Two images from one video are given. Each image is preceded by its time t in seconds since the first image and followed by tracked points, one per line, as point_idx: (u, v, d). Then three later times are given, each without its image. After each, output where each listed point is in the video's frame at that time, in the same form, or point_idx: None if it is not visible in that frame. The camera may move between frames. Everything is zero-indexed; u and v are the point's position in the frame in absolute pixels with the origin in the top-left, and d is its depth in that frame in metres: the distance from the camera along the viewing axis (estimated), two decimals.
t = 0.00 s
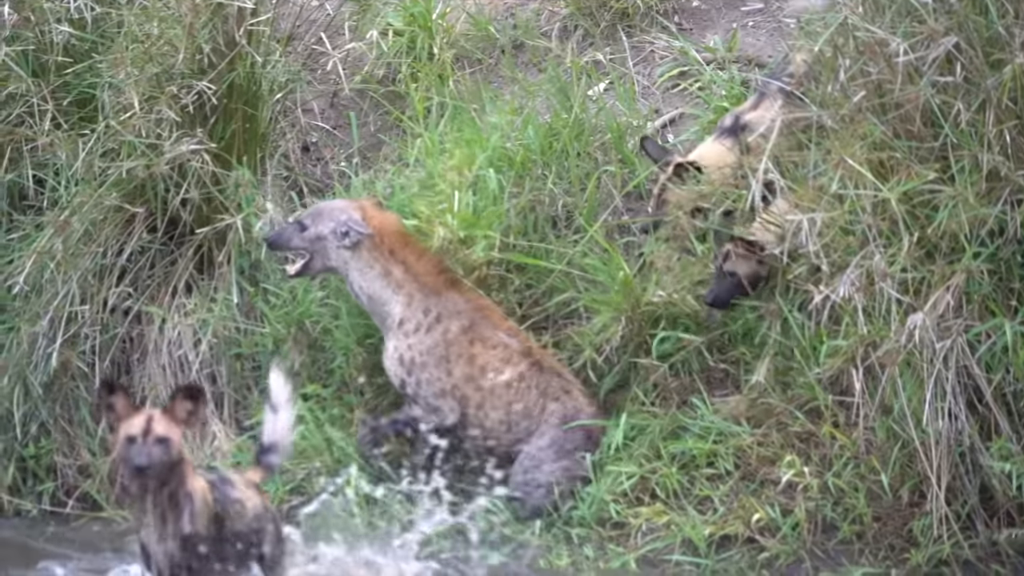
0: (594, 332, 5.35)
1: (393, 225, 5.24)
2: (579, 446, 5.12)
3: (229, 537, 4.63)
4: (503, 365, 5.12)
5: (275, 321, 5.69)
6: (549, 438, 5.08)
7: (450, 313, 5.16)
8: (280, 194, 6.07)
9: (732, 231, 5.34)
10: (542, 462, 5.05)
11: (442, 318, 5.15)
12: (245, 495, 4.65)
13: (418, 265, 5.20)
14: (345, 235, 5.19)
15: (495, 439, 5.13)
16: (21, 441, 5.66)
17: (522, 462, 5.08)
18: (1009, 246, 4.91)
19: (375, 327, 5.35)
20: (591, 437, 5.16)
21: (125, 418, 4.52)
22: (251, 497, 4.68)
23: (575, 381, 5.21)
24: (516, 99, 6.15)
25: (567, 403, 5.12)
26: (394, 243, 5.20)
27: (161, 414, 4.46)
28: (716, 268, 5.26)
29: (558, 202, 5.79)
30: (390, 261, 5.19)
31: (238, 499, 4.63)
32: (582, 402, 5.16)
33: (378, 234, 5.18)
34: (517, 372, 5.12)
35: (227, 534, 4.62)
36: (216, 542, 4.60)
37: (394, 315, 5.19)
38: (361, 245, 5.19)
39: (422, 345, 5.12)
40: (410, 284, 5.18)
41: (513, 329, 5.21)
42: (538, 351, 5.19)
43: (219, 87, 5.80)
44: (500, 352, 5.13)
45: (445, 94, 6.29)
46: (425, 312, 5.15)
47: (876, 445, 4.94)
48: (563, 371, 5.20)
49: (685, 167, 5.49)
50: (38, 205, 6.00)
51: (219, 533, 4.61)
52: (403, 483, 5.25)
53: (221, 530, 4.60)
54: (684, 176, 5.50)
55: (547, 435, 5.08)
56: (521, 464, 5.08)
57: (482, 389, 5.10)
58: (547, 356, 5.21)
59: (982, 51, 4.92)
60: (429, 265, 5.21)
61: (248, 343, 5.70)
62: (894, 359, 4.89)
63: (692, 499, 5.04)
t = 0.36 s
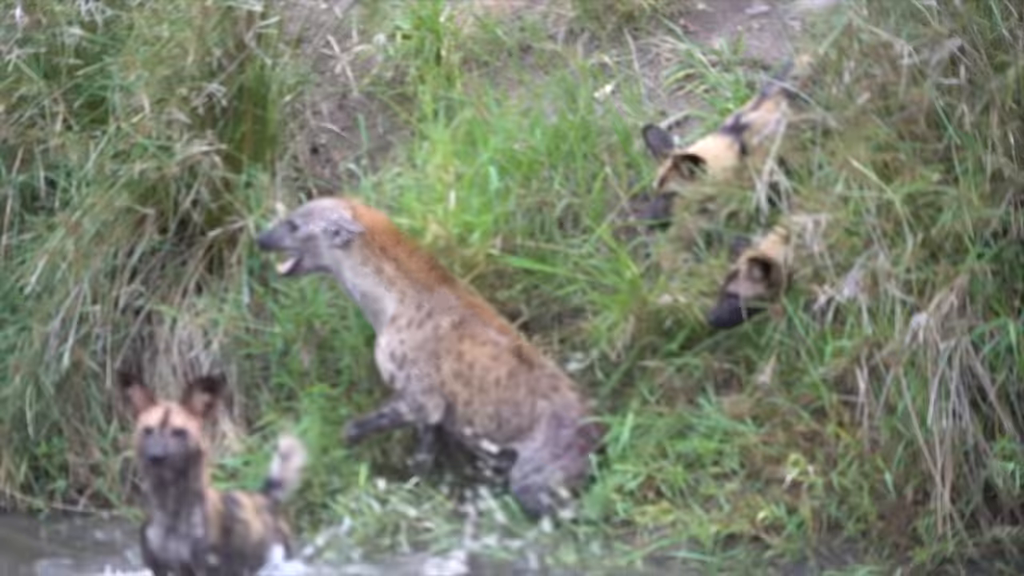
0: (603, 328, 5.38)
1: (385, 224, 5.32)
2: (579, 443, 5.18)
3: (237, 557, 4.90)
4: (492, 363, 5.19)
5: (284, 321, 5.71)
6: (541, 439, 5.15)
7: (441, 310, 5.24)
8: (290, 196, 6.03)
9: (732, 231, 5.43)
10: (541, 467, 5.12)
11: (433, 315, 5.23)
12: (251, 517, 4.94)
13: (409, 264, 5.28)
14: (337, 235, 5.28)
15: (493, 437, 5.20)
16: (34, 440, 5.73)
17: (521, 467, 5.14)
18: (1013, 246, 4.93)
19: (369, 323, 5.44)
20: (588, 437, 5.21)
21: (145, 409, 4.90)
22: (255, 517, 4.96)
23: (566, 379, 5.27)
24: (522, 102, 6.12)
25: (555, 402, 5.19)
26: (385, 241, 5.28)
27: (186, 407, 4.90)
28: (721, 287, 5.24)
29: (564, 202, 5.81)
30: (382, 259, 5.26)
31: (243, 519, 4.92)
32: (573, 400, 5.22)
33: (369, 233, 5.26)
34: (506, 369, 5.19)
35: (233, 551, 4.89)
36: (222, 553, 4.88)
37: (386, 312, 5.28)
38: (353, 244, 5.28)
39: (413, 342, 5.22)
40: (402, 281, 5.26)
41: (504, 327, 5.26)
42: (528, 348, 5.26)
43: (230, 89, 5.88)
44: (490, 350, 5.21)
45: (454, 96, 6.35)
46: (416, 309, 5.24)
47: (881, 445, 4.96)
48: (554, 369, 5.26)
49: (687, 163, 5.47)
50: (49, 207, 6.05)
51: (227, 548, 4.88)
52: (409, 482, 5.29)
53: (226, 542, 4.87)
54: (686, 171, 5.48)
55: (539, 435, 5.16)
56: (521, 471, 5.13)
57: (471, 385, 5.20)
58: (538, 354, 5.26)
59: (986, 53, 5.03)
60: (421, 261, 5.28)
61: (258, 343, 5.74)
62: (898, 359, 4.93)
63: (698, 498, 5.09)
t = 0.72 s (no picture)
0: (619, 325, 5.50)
1: (374, 220, 5.35)
2: (585, 438, 5.23)
3: (255, 562, 4.64)
4: (485, 353, 5.23)
5: (301, 320, 5.88)
6: (539, 431, 5.18)
7: (434, 303, 5.28)
8: (308, 194, 6.23)
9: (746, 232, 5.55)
10: (543, 460, 5.15)
11: (426, 308, 5.28)
12: (265, 521, 4.67)
13: (402, 257, 5.32)
14: (326, 234, 5.29)
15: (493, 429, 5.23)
16: (52, 438, 5.78)
17: (525, 462, 5.17)
18: (1022, 246, 4.80)
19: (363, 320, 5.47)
20: (584, 430, 5.24)
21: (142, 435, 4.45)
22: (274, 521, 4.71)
23: (558, 367, 5.31)
24: (537, 103, 6.30)
25: (550, 390, 5.21)
26: (376, 237, 5.31)
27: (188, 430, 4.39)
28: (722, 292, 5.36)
29: (576, 201, 5.88)
30: (374, 255, 5.30)
31: (260, 524, 4.65)
32: (566, 387, 5.25)
33: (358, 230, 5.29)
34: (498, 358, 5.22)
35: (251, 558, 4.62)
36: (238, 565, 4.58)
37: (380, 307, 5.32)
38: (342, 242, 5.30)
39: (408, 336, 5.26)
40: (394, 276, 5.30)
41: (497, 317, 5.31)
42: (520, 337, 5.30)
43: (247, 90, 5.95)
44: (482, 340, 5.24)
45: (467, 96, 6.42)
46: (409, 302, 5.28)
47: (891, 443, 5.02)
48: (547, 358, 5.29)
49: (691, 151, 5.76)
50: (69, 207, 6.15)
51: (244, 556, 4.59)
52: (425, 480, 5.34)
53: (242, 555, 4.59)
54: (688, 159, 5.77)
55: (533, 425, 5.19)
56: (525, 466, 5.17)
57: (465, 375, 5.23)
58: (531, 344, 5.30)
59: (995, 55, 4.85)
60: (412, 255, 5.33)
61: (275, 342, 5.86)
62: (908, 357, 4.90)
63: (711, 495, 5.17)
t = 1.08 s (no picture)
0: (626, 321, 5.52)
1: (348, 222, 5.38)
2: (573, 426, 5.25)
3: (262, 556, 4.33)
4: (464, 345, 5.26)
5: (308, 318, 5.88)
6: (528, 420, 5.21)
7: (411, 300, 5.32)
8: (315, 193, 6.26)
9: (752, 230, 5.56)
10: (536, 449, 5.17)
11: (404, 305, 5.31)
12: (273, 510, 4.36)
13: (377, 258, 5.36)
14: (300, 238, 5.32)
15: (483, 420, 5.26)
16: (60, 435, 5.82)
17: (517, 452, 5.19)
18: None
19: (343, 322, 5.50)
20: (571, 418, 5.25)
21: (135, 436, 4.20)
22: (282, 511, 4.39)
23: (541, 355, 5.34)
24: (544, 101, 6.35)
25: (534, 379, 5.24)
26: (351, 239, 5.35)
27: (172, 436, 4.12)
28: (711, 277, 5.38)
29: (583, 197, 5.91)
30: (350, 256, 5.33)
31: (267, 515, 4.34)
32: (550, 374, 5.28)
33: (332, 232, 5.32)
34: (478, 350, 5.26)
35: (258, 552, 4.31)
36: (243, 563, 4.27)
37: (359, 308, 5.35)
38: (317, 245, 5.33)
39: (386, 335, 5.29)
40: (371, 276, 5.33)
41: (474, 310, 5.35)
42: (499, 329, 5.34)
43: (254, 89, 5.96)
44: (460, 333, 5.28)
45: (474, 94, 6.45)
46: (386, 302, 5.32)
47: (896, 441, 5.03)
48: (528, 347, 5.32)
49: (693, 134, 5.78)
50: (76, 205, 6.17)
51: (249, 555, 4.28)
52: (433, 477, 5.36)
53: (247, 552, 4.27)
54: (689, 140, 5.79)
55: (521, 415, 5.22)
56: (517, 456, 5.19)
57: (445, 369, 5.26)
58: (510, 334, 5.34)
59: (1001, 54, 4.78)
60: (389, 253, 5.37)
61: (281, 338, 5.88)
62: (914, 354, 4.92)
63: (717, 492, 5.18)
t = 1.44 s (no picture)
0: (628, 318, 5.54)
1: (321, 227, 5.39)
2: (555, 420, 5.23)
3: (260, 556, 4.33)
4: (443, 342, 5.25)
5: (310, 315, 5.90)
6: (510, 413, 5.19)
7: (388, 301, 5.32)
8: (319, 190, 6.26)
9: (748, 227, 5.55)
10: (520, 441, 5.17)
11: (381, 307, 5.31)
12: (273, 508, 4.36)
13: (353, 261, 5.37)
14: (273, 245, 5.33)
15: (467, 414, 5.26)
16: (63, 432, 5.82)
17: (502, 446, 5.19)
18: None
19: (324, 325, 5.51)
20: (551, 410, 5.22)
21: (124, 439, 4.21)
22: (285, 509, 4.39)
23: (522, 347, 5.33)
24: (548, 98, 6.38)
25: (514, 372, 5.22)
26: (325, 243, 5.36)
27: (157, 437, 4.12)
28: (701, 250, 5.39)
29: (587, 195, 5.94)
30: (325, 261, 5.35)
31: (265, 513, 4.34)
32: (530, 366, 5.26)
33: (305, 237, 5.33)
34: (456, 346, 5.24)
35: (255, 551, 4.31)
36: (239, 561, 4.27)
37: (338, 312, 5.36)
38: (291, 251, 5.34)
39: (365, 338, 5.29)
40: (348, 280, 5.34)
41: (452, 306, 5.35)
42: (477, 325, 5.34)
43: (258, 86, 5.97)
44: (438, 331, 5.28)
45: (478, 91, 6.46)
46: (364, 304, 5.32)
47: (900, 438, 5.05)
48: (509, 340, 5.31)
49: (693, 114, 5.83)
50: (80, 202, 6.20)
51: (245, 552, 4.28)
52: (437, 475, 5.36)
53: (243, 551, 4.27)
54: (689, 120, 5.85)
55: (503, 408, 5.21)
56: (503, 450, 5.18)
57: (425, 367, 5.24)
58: (489, 329, 5.33)
59: (1003, 51, 4.76)
60: (363, 256, 5.38)
61: (285, 336, 5.89)
62: (917, 353, 4.89)
63: (721, 490, 5.20)
